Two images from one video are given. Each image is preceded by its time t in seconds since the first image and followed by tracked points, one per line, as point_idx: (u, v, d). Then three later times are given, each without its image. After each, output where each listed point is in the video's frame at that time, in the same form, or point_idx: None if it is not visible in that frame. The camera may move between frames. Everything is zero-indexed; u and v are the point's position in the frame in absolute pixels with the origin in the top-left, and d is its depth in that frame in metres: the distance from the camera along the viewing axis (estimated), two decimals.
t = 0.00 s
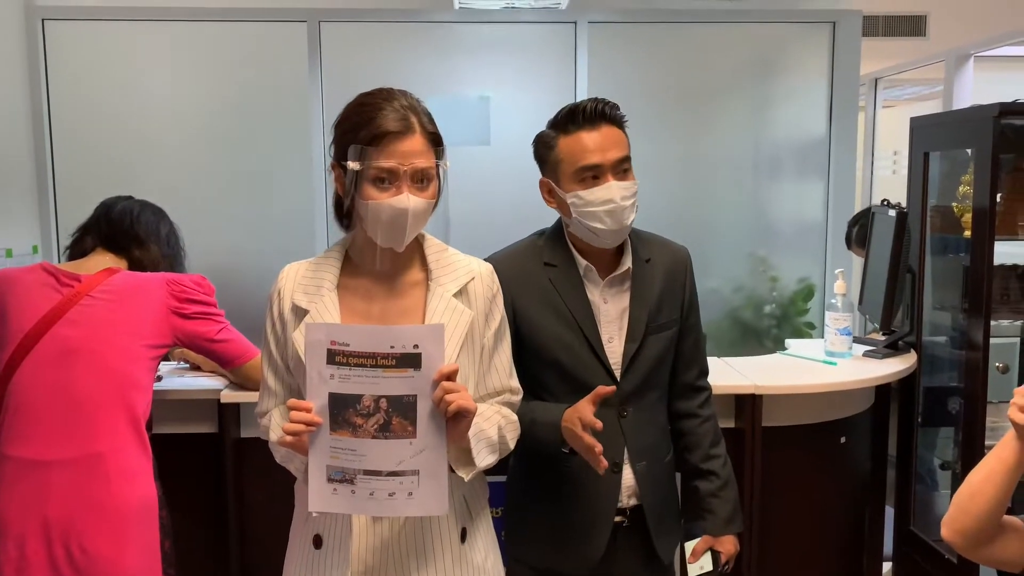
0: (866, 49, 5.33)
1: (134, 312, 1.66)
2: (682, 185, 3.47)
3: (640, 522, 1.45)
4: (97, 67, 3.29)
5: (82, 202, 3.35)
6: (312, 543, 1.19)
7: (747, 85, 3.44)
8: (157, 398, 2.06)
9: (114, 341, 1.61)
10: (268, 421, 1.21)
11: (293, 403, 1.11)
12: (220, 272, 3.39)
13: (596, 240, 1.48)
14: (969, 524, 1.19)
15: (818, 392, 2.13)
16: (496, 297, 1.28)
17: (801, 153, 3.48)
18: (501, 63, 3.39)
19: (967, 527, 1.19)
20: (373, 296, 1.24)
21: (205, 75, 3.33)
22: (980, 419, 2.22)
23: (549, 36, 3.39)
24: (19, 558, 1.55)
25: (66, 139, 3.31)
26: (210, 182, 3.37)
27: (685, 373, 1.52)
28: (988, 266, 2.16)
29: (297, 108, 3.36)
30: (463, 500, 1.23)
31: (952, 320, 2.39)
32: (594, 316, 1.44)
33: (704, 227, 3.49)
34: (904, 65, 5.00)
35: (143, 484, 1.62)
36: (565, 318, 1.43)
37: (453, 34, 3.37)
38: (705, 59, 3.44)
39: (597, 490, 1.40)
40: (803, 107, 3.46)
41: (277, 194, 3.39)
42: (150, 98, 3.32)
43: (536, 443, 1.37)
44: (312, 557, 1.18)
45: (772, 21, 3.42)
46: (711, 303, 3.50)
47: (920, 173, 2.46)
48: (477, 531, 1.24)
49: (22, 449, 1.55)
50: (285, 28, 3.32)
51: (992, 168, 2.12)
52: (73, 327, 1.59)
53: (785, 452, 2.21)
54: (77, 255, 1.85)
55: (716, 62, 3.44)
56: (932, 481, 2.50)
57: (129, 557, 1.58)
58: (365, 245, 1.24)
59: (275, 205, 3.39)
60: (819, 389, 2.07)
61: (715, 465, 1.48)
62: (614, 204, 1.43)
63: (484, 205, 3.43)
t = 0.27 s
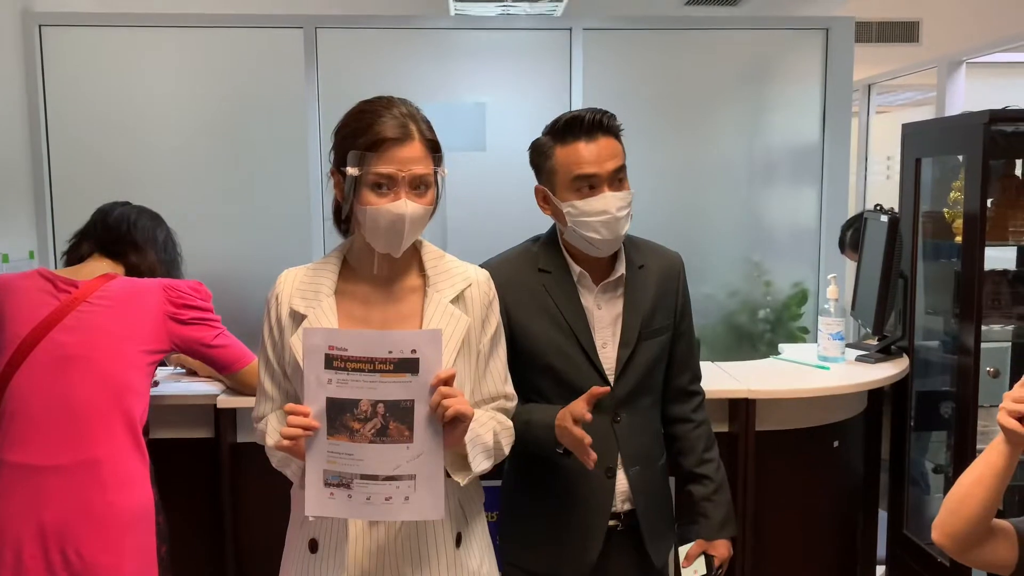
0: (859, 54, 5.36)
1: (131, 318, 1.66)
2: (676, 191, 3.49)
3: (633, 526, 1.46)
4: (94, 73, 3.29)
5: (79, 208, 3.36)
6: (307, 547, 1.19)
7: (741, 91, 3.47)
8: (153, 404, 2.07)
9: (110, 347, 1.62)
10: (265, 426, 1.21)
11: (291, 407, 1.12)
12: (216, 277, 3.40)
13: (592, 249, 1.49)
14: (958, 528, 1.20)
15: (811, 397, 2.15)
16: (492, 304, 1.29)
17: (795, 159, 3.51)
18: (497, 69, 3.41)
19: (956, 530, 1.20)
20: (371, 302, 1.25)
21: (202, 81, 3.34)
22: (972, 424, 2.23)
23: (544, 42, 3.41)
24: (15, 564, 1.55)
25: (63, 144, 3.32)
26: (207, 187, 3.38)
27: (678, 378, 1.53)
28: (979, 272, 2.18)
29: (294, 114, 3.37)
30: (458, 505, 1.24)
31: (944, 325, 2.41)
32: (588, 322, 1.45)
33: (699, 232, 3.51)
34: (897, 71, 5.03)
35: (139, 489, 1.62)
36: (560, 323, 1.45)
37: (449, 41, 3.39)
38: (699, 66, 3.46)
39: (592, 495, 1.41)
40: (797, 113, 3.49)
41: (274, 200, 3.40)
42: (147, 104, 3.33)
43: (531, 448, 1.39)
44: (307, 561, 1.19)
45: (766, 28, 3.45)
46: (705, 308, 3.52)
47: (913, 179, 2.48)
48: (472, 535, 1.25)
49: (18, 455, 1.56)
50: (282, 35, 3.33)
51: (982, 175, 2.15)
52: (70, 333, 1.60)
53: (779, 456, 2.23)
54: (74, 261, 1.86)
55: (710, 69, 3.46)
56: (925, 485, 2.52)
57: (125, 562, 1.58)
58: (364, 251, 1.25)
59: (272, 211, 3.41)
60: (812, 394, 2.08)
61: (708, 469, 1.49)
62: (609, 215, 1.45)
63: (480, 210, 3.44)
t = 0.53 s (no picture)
0: (853, 61, 5.39)
1: (130, 324, 1.67)
2: (673, 197, 3.51)
3: (630, 531, 1.47)
4: (92, 80, 3.30)
5: (76, 214, 3.36)
6: (306, 553, 1.20)
7: (737, 98, 3.49)
8: (152, 410, 2.07)
9: (109, 354, 1.62)
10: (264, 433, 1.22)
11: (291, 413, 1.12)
12: (214, 283, 3.40)
13: (592, 254, 1.50)
14: (954, 530, 1.21)
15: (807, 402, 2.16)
16: (491, 311, 1.30)
17: (791, 165, 3.52)
18: (494, 76, 3.43)
19: (952, 533, 1.22)
20: (370, 309, 1.25)
21: (200, 88, 3.35)
22: (966, 428, 2.25)
23: (540, 49, 3.43)
24: (14, 570, 1.55)
25: (61, 151, 3.32)
26: (205, 193, 3.39)
27: (675, 384, 1.54)
28: (973, 278, 2.19)
29: (292, 120, 3.38)
30: (457, 510, 1.24)
31: (939, 331, 2.43)
32: (585, 328, 1.46)
33: (696, 237, 3.52)
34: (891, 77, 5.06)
35: (138, 495, 1.63)
36: (558, 330, 1.46)
37: (446, 47, 3.40)
38: (694, 73, 3.48)
39: (590, 499, 1.42)
40: (792, 120, 3.51)
41: (271, 206, 3.41)
42: (145, 110, 3.34)
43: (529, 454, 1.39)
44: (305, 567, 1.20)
45: (761, 35, 3.47)
46: (702, 314, 3.54)
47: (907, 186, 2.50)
48: (470, 541, 1.26)
49: (17, 461, 1.56)
50: (280, 41, 3.34)
51: (975, 182, 2.16)
52: (70, 340, 1.61)
53: (775, 462, 2.24)
54: (72, 268, 1.86)
55: (706, 76, 3.48)
56: (920, 489, 2.53)
57: (124, 568, 1.59)
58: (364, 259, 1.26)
59: (270, 217, 3.41)
60: (808, 399, 2.09)
61: (705, 475, 1.50)
62: (605, 217, 1.45)
63: (478, 216, 3.46)
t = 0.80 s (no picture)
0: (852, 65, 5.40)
1: (128, 327, 1.67)
2: (672, 200, 3.51)
3: (630, 534, 1.47)
4: (91, 83, 3.30)
5: (75, 217, 3.36)
6: (305, 556, 1.20)
7: (735, 101, 3.50)
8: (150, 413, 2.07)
9: (107, 356, 1.62)
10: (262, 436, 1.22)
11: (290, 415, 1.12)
12: (213, 286, 3.40)
13: (579, 253, 1.50)
14: (956, 531, 1.21)
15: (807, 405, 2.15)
16: (490, 314, 1.30)
17: (790, 168, 3.53)
18: (493, 79, 3.43)
19: (954, 534, 1.21)
20: (369, 311, 1.25)
21: (199, 91, 3.35)
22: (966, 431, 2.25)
23: (539, 53, 3.43)
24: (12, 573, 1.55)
25: (59, 154, 3.32)
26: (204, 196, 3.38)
27: (675, 387, 1.54)
28: (972, 281, 2.19)
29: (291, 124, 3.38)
30: (456, 513, 1.24)
31: (938, 334, 2.43)
32: (584, 331, 1.46)
33: (695, 240, 3.52)
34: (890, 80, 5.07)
35: (136, 498, 1.63)
36: (557, 332, 1.45)
37: (445, 51, 3.41)
38: (692, 76, 3.48)
39: (589, 502, 1.42)
40: (791, 123, 3.51)
41: (270, 208, 3.41)
42: (143, 113, 3.34)
43: (528, 457, 1.39)
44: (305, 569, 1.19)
45: (759, 38, 3.47)
46: (701, 316, 3.54)
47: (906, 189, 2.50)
48: (470, 544, 1.26)
49: (15, 464, 1.56)
50: (279, 44, 3.34)
51: (974, 185, 2.16)
52: (68, 342, 1.60)
53: (774, 464, 2.24)
54: (71, 271, 1.86)
55: (704, 79, 3.49)
56: (919, 490, 2.53)
57: (122, 571, 1.58)
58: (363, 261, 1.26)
59: (268, 220, 3.41)
60: (808, 402, 2.09)
61: (705, 477, 1.50)
62: (590, 215, 1.45)
63: (477, 219, 3.45)
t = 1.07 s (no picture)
0: (852, 66, 5.40)
1: (131, 327, 1.67)
2: (673, 201, 3.51)
3: (631, 535, 1.48)
4: (94, 83, 3.31)
5: (77, 217, 3.36)
6: (308, 556, 1.20)
7: (736, 102, 3.50)
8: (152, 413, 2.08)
9: (110, 356, 1.63)
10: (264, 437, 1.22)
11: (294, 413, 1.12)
12: (214, 286, 3.40)
13: (576, 255, 1.51)
14: (955, 532, 1.22)
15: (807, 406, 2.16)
16: (492, 314, 1.31)
17: (790, 169, 3.53)
18: (494, 80, 3.44)
19: (953, 535, 1.22)
20: (371, 310, 1.25)
21: (201, 91, 3.36)
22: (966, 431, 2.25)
23: (540, 54, 3.44)
24: (15, 571, 1.55)
25: (62, 154, 3.33)
26: (205, 197, 3.39)
27: (676, 388, 1.54)
28: (972, 281, 2.20)
29: (292, 124, 3.39)
30: (458, 513, 1.25)
31: (938, 334, 2.43)
32: (585, 331, 1.47)
33: (695, 241, 3.53)
34: (890, 81, 5.07)
35: (138, 498, 1.63)
36: (558, 333, 1.46)
37: (446, 51, 3.41)
38: (693, 77, 3.49)
39: (591, 502, 1.42)
40: (791, 124, 3.52)
41: (271, 209, 3.42)
42: (145, 114, 3.34)
43: (529, 457, 1.39)
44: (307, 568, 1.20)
45: (759, 40, 3.48)
46: (701, 317, 3.54)
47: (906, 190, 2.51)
48: (471, 543, 1.26)
49: (18, 464, 1.56)
50: (280, 45, 3.35)
51: (974, 185, 2.17)
52: (71, 342, 1.61)
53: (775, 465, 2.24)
54: (71, 273, 1.87)
55: (705, 80, 3.49)
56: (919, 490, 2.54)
57: (125, 570, 1.59)
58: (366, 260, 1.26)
59: (270, 220, 3.42)
60: (809, 403, 2.09)
61: (706, 479, 1.50)
62: (584, 218, 1.45)
63: (478, 220, 3.46)
